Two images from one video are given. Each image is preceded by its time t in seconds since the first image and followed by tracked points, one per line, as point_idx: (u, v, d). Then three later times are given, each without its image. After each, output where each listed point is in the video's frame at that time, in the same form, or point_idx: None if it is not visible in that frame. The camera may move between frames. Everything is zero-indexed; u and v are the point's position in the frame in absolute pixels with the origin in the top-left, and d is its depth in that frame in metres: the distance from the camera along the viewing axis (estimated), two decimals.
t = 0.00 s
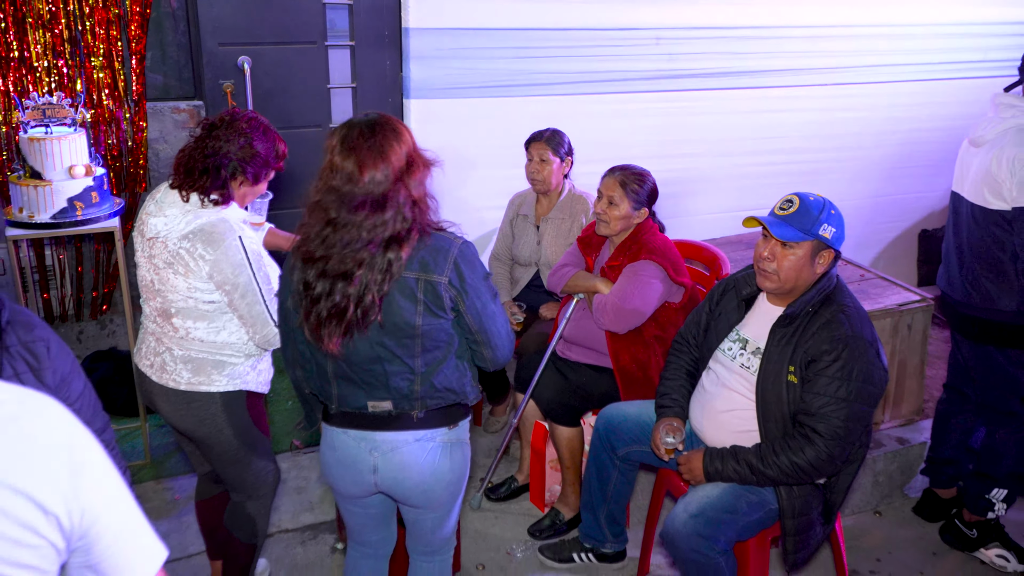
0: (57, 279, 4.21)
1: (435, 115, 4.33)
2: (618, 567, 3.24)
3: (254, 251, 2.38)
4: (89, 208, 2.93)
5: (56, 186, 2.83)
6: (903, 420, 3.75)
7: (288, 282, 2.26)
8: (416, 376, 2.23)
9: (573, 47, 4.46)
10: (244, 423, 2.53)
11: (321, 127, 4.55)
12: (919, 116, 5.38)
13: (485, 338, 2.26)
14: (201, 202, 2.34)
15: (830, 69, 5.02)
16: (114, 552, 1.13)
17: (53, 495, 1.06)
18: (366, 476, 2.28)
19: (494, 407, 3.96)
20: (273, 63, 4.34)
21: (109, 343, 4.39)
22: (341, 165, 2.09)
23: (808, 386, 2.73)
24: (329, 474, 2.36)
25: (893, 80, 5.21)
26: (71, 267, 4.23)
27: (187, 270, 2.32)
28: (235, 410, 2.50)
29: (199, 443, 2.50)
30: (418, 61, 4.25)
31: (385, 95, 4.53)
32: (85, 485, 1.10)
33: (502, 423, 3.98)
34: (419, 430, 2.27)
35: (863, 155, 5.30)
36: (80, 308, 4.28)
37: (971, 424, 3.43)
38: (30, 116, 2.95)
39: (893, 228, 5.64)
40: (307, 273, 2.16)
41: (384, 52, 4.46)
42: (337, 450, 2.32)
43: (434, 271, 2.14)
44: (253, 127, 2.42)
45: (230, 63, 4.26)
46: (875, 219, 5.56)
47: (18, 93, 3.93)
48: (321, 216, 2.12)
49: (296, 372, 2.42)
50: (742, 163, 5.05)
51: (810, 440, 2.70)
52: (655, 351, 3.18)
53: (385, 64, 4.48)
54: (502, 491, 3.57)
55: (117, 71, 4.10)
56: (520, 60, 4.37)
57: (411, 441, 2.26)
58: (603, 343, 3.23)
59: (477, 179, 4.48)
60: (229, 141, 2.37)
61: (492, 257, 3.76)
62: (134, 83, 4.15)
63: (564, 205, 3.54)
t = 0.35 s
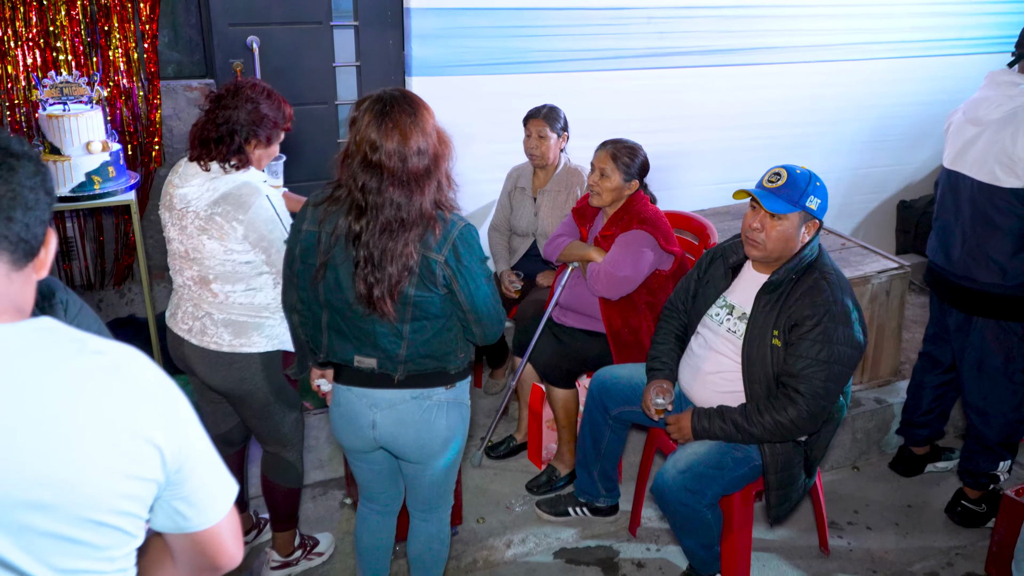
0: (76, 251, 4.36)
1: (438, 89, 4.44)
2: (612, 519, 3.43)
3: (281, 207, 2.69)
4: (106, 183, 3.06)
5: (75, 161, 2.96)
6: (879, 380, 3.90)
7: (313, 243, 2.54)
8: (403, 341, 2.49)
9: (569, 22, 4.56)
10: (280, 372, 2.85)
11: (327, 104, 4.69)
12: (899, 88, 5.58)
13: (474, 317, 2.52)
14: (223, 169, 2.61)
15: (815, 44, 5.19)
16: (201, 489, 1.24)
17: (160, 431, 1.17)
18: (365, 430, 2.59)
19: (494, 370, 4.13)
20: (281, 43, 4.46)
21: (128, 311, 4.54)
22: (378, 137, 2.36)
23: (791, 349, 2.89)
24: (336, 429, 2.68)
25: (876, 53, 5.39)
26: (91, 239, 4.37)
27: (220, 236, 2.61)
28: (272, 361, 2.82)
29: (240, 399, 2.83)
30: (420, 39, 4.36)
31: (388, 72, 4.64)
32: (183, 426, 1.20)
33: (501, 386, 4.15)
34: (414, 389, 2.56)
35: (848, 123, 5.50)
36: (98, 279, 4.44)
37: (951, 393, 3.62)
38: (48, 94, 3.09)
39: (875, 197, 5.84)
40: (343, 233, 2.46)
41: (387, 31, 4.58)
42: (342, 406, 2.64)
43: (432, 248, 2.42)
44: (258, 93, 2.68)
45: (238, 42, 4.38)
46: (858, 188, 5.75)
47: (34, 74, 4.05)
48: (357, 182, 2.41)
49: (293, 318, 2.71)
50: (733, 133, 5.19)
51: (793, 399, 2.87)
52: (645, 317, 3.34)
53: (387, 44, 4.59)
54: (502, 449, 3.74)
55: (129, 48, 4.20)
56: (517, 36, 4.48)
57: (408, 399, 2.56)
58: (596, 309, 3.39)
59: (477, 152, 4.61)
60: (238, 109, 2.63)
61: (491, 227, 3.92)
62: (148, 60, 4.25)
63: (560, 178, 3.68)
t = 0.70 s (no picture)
0: (55, 224, 4.20)
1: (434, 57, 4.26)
2: (617, 507, 3.28)
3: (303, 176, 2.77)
4: (85, 152, 2.91)
5: (53, 129, 2.81)
6: (901, 361, 3.75)
7: (302, 218, 2.40)
8: (401, 318, 2.39)
9: None
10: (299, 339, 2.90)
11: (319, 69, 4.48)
12: (913, 59, 5.39)
13: (475, 288, 2.44)
14: (241, 138, 2.63)
15: (826, 9, 5.00)
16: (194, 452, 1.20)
17: (160, 396, 1.12)
18: (352, 411, 2.48)
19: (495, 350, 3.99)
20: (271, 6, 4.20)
21: (110, 288, 4.43)
22: (364, 102, 2.23)
23: (807, 329, 2.74)
24: (317, 406, 2.55)
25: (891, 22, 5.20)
26: (71, 211, 4.21)
27: (250, 207, 2.67)
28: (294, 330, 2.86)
29: (260, 377, 2.83)
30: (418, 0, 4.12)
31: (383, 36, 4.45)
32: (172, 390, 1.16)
33: (502, 365, 4.00)
34: (405, 369, 2.45)
35: (860, 95, 5.32)
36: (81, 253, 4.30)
37: (988, 381, 3.48)
38: (24, 59, 2.94)
39: (886, 172, 5.69)
40: (333, 207, 2.32)
41: None
42: (325, 384, 2.51)
43: (431, 216, 2.32)
44: (260, 52, 2.63)
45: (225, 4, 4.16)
46: (870, 162, 5.59)
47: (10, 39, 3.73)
48: (345, 151, 2.28)
49: (280, 298, 2.57)
50: (741, 106, 5.03)
51: (809, 382, 2.72)
52: (653, 294, 3.20)
53: (382, 7, 4.36)
54: (503, 433, 3.60)
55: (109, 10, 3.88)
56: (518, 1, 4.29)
57: (397, 379, 2.45)
58: (602, 287, 3.24)
59: (475, 120, 4.45)
60: (245, 73, 2.59)
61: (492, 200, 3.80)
62: (130, 22, 3.93)
63: (565, 148, 3.57)
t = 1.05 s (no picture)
0: (31, 208, 4.07)
1: (429, 35, 4.10)
2: (623, 507, 3.13)
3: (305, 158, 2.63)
4: (62, 133, 2.77)
5: (29, 110, 2.68)
6: (924, 352, 3.61)
7: (302, 210, 2.24)
8: (417, 302, 2.27)
9: None
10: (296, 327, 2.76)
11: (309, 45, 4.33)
12: (929, 40, 5.20)
13: (489, 261, 2.30)
14: (233, 121, 2.47)
15: None
16: (130, 473, 1.22)
17: (79, 419, 1.15)
18: (352, 405, 2.32)
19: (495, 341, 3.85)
20: None
21: (90, 277, 4.34)
22: (339, 80, 2.09)
23: (824, 319, 2.59)
24: (311, 404, 2.39)
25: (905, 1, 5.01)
26: (48, 195, 4.07)
27: (247, 194, 2.51)
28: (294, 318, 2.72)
29: (251, 367, 2.68)
30: None
31: (376, 10, 4.30)
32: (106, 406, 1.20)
33: (504, 357, 3.86)
34: (409, 359, 2.32)
35: (872, 77, 5.15)
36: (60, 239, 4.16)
37: None
38: None
39: (901, 159, 5.50)
40: (327, 196, 2.18)
41: None
42: (322, 379, 2.35)
43: (433, 189, 2.19)
44: (246, 27, 2.47)
45: None
46: (883, 149, 5.41)
47: None
48: (327, 135, 2.14)
49: (278, 302, 2.43)
50: (749, 89, 4.86)
51: (825, 374, 2.57)
52: (662, 282, 3.07)
53: None
54: (503, 429, 3.45)
55: None
56: None
57: (401, 370, 2.31)
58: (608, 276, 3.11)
59: (473, 99, 4.31)
60: (232, 50, 2.44)
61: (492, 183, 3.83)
62: None
63: (567, 128, 3.62)
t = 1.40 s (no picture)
0: (16, 215, 3.98)
1: (428, 34, 4.04)
2: (632, 526, 3.01)
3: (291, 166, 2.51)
4: (46, 137, 2.67)
5: (13, 113, 2.57)
6: (943, 363, 3.50)
7: (299, 211, 2.16)
8: (412, 315, 2.16)
9: None
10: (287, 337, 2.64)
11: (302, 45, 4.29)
12: (943, 40, 5.07)
13: (492, 277, 2.18)
14: (211, 124, 2.41)
15: None
16: (42, 536, 1.08)
17: None
18: (362, 423, 2.24)
19: (496, 354, 3.76)
20: None
21: (74, 286, 4.29)
22: (346, 78, 2.03)
23: (838, 328, 2.48)
24: (321, 422, 2.31)
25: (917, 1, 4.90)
26: (34, 201, 3.98)
27: (224, 204, 2.42)
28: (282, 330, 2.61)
29: (237, 378, 2.58)
30: None
31: (373, 9, 4.27)
32: None
33: (505, 369, 3.78)
34: (419, 373, 2.22)
35: (883, 78, 5.03)
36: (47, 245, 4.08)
37: None
38: None
39: (914, 164, 5.37)
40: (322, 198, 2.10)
41: None
42: (332, 399, 2.26)
43: (434, 199, 2.08)
44: (228, 26, 2.40)
45: None
46: (896, 153, 5.28)
47: None
48: (330, 135, 2.07)
49: (281, 304, 2.34)
50: (756, 90, 4.75)
51: (841, 386, 2.46)
52: (671, 291, 2.97)
53: None
54: (506, 444, 3.34)
55: None
56: None
57: (411, 385, 2.22)
58: (614, 285, 3.00)
59: (473, 100, 4.23)
60: (212, 49, 2.36)
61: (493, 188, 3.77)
62: None
63: (570, 129, 3.56)
